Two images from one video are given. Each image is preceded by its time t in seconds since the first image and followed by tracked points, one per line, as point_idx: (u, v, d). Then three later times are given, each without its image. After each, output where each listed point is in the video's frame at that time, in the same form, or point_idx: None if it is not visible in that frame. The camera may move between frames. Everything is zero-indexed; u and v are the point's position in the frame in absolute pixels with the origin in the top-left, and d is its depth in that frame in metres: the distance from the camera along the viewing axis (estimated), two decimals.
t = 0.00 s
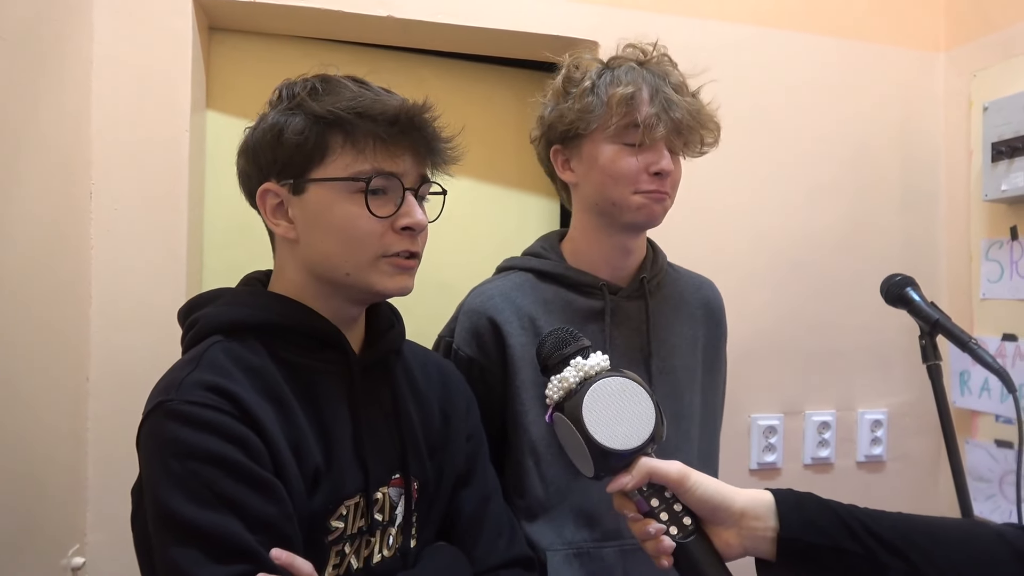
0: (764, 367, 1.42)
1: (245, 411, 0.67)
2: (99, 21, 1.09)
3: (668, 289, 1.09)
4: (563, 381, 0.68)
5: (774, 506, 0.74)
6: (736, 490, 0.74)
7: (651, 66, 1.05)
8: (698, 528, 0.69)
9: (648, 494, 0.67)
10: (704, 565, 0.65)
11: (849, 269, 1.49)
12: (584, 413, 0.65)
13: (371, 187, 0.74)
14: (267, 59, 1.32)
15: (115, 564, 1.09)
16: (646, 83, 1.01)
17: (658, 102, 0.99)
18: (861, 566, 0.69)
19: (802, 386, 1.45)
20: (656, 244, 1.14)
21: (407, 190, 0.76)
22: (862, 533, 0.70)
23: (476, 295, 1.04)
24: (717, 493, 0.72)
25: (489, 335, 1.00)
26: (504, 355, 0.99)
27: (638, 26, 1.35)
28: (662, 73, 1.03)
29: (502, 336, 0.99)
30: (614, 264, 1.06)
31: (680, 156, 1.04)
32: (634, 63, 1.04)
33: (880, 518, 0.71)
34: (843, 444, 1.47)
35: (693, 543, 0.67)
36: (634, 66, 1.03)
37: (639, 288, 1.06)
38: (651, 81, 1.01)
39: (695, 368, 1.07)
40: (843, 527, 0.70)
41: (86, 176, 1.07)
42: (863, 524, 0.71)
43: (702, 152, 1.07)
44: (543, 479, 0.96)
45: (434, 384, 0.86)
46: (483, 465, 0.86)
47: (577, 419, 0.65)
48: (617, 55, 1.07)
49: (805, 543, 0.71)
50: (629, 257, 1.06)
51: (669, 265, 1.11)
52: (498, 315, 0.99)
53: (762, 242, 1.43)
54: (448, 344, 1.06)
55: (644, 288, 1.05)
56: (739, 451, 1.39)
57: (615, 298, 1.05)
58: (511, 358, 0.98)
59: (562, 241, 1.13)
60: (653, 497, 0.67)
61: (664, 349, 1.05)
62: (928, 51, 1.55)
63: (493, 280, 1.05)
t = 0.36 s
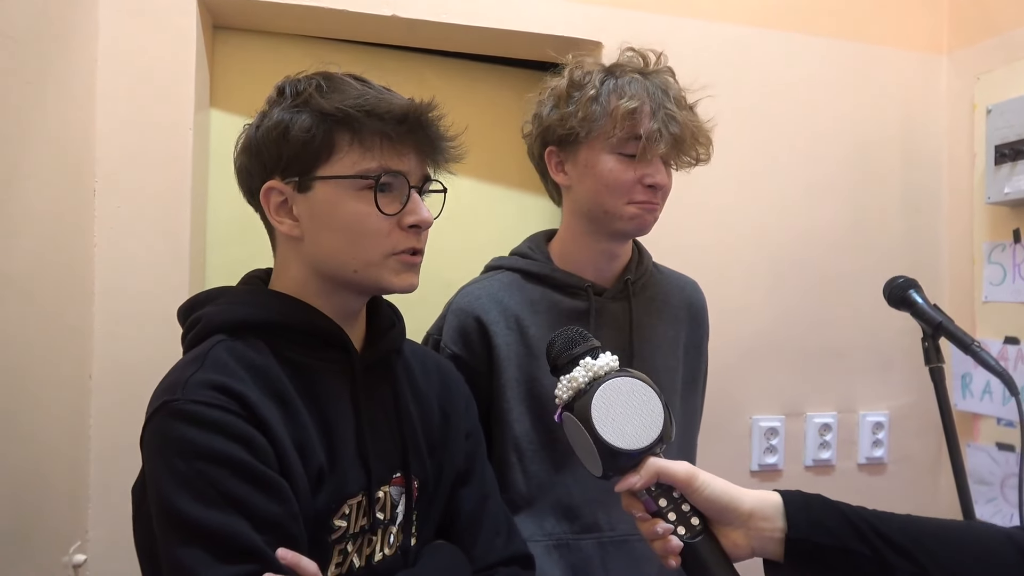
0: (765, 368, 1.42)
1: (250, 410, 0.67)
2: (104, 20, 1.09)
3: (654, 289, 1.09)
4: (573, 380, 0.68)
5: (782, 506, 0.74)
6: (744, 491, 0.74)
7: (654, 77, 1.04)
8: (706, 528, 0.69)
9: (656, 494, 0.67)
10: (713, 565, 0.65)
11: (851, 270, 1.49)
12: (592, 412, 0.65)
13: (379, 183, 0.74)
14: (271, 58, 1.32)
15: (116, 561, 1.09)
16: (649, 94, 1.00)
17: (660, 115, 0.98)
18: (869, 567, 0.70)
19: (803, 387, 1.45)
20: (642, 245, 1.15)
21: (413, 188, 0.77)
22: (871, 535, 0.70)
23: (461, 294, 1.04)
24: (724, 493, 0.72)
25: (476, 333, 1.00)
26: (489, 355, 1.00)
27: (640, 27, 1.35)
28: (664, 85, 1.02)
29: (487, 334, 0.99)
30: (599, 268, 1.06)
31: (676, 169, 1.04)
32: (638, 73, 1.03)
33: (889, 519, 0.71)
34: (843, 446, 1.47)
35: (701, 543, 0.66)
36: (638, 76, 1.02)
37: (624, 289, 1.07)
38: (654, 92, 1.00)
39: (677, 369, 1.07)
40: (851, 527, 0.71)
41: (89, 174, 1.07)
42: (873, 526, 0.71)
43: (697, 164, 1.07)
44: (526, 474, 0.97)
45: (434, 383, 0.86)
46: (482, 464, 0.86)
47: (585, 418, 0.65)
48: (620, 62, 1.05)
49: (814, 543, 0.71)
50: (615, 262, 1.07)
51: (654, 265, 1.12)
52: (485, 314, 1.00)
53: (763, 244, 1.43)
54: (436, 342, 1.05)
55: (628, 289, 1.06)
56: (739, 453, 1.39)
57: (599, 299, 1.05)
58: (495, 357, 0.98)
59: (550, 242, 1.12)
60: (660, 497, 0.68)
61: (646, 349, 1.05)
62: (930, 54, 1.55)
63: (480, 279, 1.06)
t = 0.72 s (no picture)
0: (764, 369, 1.42)
1: (249, 407, 0.67)
2: (103, 19, 1.09)
3: (639, 290, 1.09)
4: (571, 375, 0.68)
5: (781, 503, 0.74)
6: (744, 488, 0.74)
7: (627, 75, 1.03)
8: (704, 524, 0.69)
9: (654, 490, 0.68)
10: (712, 562, 0.65)
11: (850, 271, 1.49)
12: (591, 407, 0.65)
13: (364, 187, 0.74)
14: (269, 58, 1.32)
15: (114, 563, 1.09)
16: (622, 93, 0.99)
17: (631, 114, 0.97)
18: (869, 565, 0.70)
19: (802, 388, 1.45)
20: (630, 242, 1.15)
21: (398, 192, 0.77)
22: (871, 533, 0.70)
23: (443, 299, 1.05)
24: (724, 488, 0.72)
25: (455, 338, 1.00)
26: (467, 358, 1.00)
27: (639, 28, 1.35)
28: (638, 83, 1.01)
29: (464, 339, 0.99)
30: (581, 268, 1.06)
31: (652, 168, 1.03)
32: (611, 72, 1.03)
33: (889, 516, 0.71)
34: (842, 447, 1.47)
35: (700, 539, 0.67)
36: (611, 75, 1.02)
37: (607, 288, 1.07)
38: (627, 91, 1.00)
39: (668, 368, 1.06)
40: (851, 524, 0.71)
41: (88, 174, 1.07)
42: (873, 523, 0.71)
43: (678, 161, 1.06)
44: (509, 473, 0.98)
45: (429, 383, 0.86)
46: (479, 462, 0.86)
47: (584, 412, 0.65)
48: (593, 61, 1.05)
49: (814, 540, 0.71)
50: (596, 262, 1.06)
51: (642, 261, 1.11)
52: (461, 319, 1.00)
53: (762, 245, 1.43)
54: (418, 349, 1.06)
55: (611, 289, 1.06)
56: (737, 453, 1.39)
57: (581, 300, 1.06)
58: (473, 360, 0.98)
59: (532, 244, 1.12)
60: (659, 493, 0.68)
61: (632, 348, 1.05)
62: (929, 55, 1.55)
63: (461, 283, 1.06)
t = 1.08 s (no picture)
0: (762, 369, 1.42)
1: (261, 408, 0.66)
2: (99, 19, 1.09)
3: (637, 289, 1.09)
4: (567, 370, 0.68)
5: (778, 498, 0.74)
6: (739, 482, 0.74)
7: (605, 73, 1.02)
8: (700, 519, 0.69)
9: (650, 486, 0.68)
10: (709, 560, 0.66)
11: (847, 271, 1.49)
12: (586, 402, 0.64)
13: (370, 182, 0.74)
14: (265, 58, 1.32)
15: (111, 564, 1.08)
16: (599, 93, 0.98)
17: (608, 114, 0.96)
18: (865, 560, 0.70)
19: (800, 388, 1.45)
20: (630, 239, 1.15)
21: (405, 185, 0.76)
22: (869, 528, 0.70)
23: (435, 304, 1.05)
24: (719, 483, 0.72)
25: (447, 341, 1.01)
26: (457, 360, 1.01)
27: (636, 28, 1.35)
28: (615, 81, 1.00)
29: (455, 344, 1.00)
30: (575, 269, 1.06)
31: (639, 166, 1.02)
32: (589, 71, 1.02)
33: (885, 511, 0.71)
34: (840, 447, 1.47)
35: (696, 534, 0.67)
36: (588, 74, 1.01)
37: (603, 288, 1.07)
38: (605, 90, 0.99)
39: (670, 368, 1.06)
40: (845, 517, 0.71)
41: (83, 175, 1.06)
42: (869, 518, 0.71)
43: (666, 156, 1.05)
44: (508, 480, 0.98)
45: (434, 388, 0.86)
46: (482, 471, 0.85)
47: (579, 408, 0.65)
48: (570, 61, 1.05)
49: (810, 535, 0.71)
50: (590, 262, 1.06)
51: (643, 259, 1.12)
52: (452, 324, 1.01)
53: (759, 245, 1.43)
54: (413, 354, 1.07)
55: (607, 288, 1.06)
56: (735, 454, 1.39)
57: (575, 301, 1.05)
58: (464, 366, 0.99)
59: (527, 247, 1.12)
60: (656, 489, 0.68)
61: (632, 348, 1.05)
62: (926, 55, 1.55)
63: (456, 286, 1.07)
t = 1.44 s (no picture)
0: (758, 369, 1.42)
1: (256, 410, 0.66)
2: (95, 20, 1.09)
3: (644, 290, 1.09)
4: (557, 378, 0.68)
5: (771, 502, 0.74)
6: (733, 487, 0.74)
7: (610, 71, 1.02)
8: (694, 526, 0.69)
9: (643, 492, 0.68)
10: (703, 564, 0.66)
11: (843, 272, 1.49)
12: (578, 409, 0.65)
13: (374, 185, 0.74)
14: (262, 59, 1.32)
15: (107, 567, 1.08)
16: (603, 91, 0.98)
17: (612, 113, 0.96)
18: (861, 565, 0.70)
19: (797, 388, 1.45)
20: (636, 241, 1.15)
21: (408, 189, 0.76)
22: (862, 531, 0.70)
23: (440, 304, 1.06)
24: (713, 488, 0.72)
25: (454, 342, 1.01)
26: (464, 360, 1.01)
27: (633, 29, 1.35)
28: (620, 80, 1.00)
29: (462, 343, 1.00)
30: (581, 269, 1.06)
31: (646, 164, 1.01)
32: (593, 69, 1.02)
33: (877, 513, 0.71)
34: (837, 447, 1.47)
35: (690, 540, 0.67)
36: (593, 72, 1.01)
37: (610, 289, 1.07)
38: (609, 88, 0.99)
39: (678, 370, 1.06)
40: (836, 518, 0.71)
41: (79, 176, 1.06)
42: (862, 520, 0.71)
43: (674, 153, 1.04)
44: (513, 483, 0.97)
45: (431, 388, 0.86)
46: (482, 469, 0.85)
47: (571, 415, 0.65)
48: (574, 60, 1.05)
49: (803, 539, 0.71)
50: (597, 262, 1.06)
51: (648, 260, 1.12)
52: (459, 324, 1.00)
53: (756, 245, 1.43)
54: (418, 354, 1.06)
55: (615, 289, 1.06)
56: (733, 454, 1.39)
57: (583, 302, 1.05)
58: (471, 364, 0.99)
59: (532, 248, 1.12)
60: (648, 495, 0.68)
61: (639, 350, 1.05)
62: (922, 55, 1.55)
63: (462, 286, 1.07)
